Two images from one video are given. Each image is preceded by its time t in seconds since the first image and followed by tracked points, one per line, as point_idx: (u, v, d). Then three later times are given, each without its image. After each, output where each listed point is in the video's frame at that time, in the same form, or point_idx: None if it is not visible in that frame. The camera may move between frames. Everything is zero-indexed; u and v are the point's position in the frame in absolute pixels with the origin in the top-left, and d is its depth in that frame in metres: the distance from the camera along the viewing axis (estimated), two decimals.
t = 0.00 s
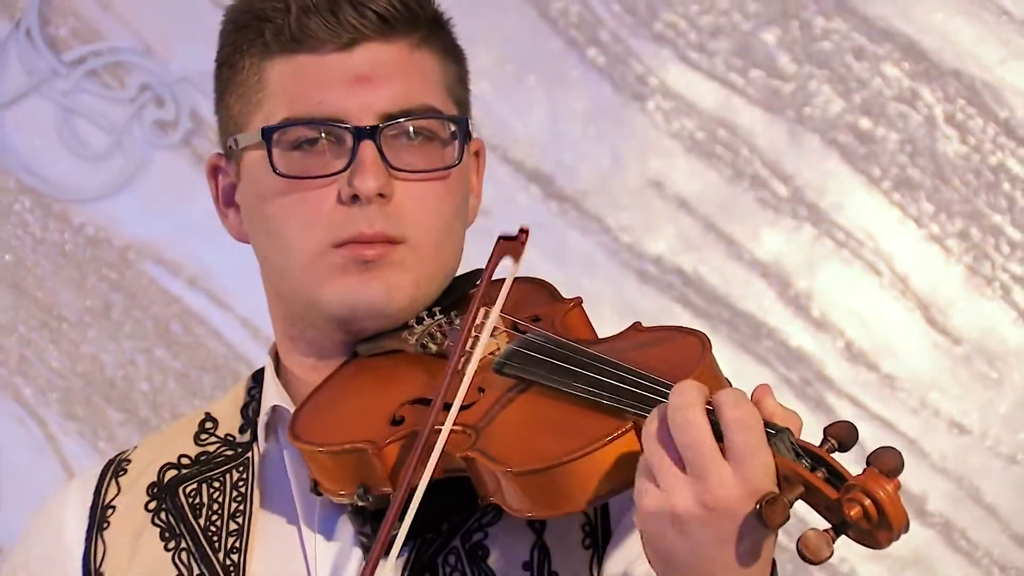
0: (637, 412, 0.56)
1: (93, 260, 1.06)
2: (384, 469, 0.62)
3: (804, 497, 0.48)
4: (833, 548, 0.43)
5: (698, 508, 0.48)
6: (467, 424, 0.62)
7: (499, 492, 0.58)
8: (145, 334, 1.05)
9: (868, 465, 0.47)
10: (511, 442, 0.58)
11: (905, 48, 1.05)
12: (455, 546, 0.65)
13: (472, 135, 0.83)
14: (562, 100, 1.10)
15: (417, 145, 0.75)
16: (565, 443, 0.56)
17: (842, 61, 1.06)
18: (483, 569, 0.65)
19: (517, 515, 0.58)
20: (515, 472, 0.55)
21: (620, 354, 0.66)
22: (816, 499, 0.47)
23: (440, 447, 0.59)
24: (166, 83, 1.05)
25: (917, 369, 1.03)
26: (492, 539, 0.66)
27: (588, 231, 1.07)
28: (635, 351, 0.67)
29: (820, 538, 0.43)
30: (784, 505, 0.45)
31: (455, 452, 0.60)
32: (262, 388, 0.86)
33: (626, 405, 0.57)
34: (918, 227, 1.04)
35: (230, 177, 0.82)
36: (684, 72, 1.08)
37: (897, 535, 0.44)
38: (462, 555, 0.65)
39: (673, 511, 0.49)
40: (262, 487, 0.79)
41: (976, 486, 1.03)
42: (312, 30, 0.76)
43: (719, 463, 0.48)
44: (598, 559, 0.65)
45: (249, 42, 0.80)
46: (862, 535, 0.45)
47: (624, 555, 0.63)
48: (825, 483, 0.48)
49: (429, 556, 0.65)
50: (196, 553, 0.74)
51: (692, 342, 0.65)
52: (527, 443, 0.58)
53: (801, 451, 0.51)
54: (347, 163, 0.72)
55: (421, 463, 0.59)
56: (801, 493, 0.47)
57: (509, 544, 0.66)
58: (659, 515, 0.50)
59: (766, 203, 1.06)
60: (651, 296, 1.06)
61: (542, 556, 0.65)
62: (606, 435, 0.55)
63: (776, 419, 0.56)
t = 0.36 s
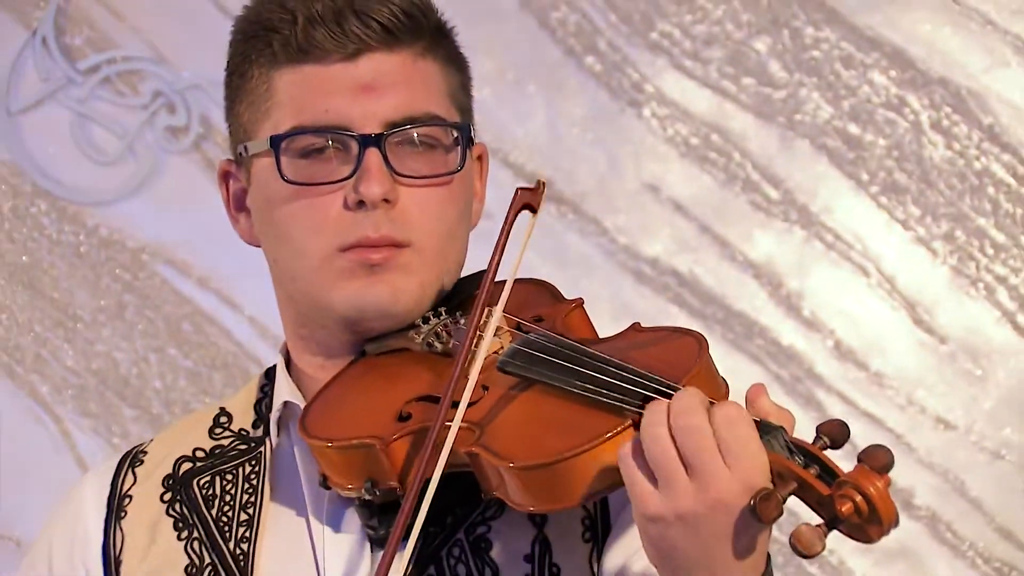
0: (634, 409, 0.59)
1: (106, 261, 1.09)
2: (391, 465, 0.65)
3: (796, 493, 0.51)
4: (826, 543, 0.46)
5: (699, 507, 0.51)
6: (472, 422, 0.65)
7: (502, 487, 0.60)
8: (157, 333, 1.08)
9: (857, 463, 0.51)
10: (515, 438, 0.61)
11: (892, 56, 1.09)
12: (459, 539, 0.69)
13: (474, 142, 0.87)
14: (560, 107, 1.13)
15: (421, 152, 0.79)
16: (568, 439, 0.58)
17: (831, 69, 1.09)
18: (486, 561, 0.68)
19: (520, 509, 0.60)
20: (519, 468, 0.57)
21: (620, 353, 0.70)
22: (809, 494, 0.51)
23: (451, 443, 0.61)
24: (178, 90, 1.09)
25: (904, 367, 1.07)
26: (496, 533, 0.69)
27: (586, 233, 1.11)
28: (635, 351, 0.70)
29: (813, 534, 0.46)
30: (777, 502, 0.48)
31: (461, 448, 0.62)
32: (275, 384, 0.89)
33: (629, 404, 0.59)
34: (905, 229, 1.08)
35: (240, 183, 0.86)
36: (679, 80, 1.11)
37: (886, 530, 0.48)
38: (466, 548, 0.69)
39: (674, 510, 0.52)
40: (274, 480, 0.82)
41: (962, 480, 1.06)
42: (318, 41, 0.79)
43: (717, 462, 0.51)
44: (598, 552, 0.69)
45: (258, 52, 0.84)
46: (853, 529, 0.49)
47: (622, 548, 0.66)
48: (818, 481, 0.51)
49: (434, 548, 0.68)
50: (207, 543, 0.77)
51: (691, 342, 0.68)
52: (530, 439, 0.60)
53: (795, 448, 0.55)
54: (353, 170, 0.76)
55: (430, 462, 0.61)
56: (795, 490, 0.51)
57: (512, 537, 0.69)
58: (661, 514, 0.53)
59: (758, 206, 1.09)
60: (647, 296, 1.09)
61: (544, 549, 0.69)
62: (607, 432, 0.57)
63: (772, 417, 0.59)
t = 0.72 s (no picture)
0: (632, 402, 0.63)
1: (119, 261, 1.13)
2: (396, 458, 0.68)
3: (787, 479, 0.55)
4: (814, 527, 0.49)
5: (694, 497, 0.55)
6: (475, 415, 0.68)
7: (502, 478, 0.63)
8: (168, 331, 1.12)
9: (847, 451, 0.53)
10: (515, 431, 0.64)
11: (881, 63, 1.12)
12: (462, 529, 0.72)
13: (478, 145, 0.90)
14: (559, 112, 1.17)
15: (425, 153, 0.82)
16: (565, 433, 0.61)
17: (822, 75, 1.13)
18: (489, 550, 0.71)
19: (520, 499, 0.63)
20: (519, 459, 0.61)
21: (617, 347, 0.73)
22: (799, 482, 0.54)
23: (452, 437, 0.64)
24: (188, 96, 1.12)
25: (891, 364, 1.11)
26: (497, 523, 0.72)
27: (584, 234, 1.14)
28: (631, 344, 0.73)
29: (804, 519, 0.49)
30: (768, 488, 0.52)
31: (463, 440, 0.65)
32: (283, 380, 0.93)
33: (623, 395, 0.64)
34: (893, 231, 1.11)
35: (250, 183, 0.89)
36: (674, 86, 1.15)
37: (875, 515, 0.50)
38: (468, 536, 0.72)
39: (670, 500, 0.56)
40: (283, 472, 0.85)
41: (948, 474, 1.10)
42: (327, 45, 0.83)
43: (710, 455, 0.55)
44: (597, 541, 0.72)
45: (268, 57, 0.88)
46: (843, 515, 0.52)
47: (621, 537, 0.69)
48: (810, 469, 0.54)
49: (438, 538, 0.72)
50: (218, 534, 0.80)
51: (686, 337, 0.71)
52: (530, 432, 0.63)
53: (786, 437, 0.58)
54: (359, 170, 0.79)
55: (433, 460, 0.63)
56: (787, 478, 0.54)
57: (514, 526, 0.72)
58: (657, 503, 0.56)
59: (750, 208, 1.12)
60: (643, 296, 1.13)
61: (545, 539, 0.72)
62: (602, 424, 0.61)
63: (761, 406, 0.62)
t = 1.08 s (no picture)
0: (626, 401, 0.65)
1: (130, 262, 1.16)
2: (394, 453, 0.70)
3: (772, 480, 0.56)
4: (796, 528, 0.50)
5: (676, 489, 0.57)
6: (472, 413, 0.71)
7: (499, 475, 0.66)
8: (178, 329, 1.15)
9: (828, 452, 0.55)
10: (509, 430, 0.67)
11: (868, 71, 1.16)
12: (461, 522, 0.76)
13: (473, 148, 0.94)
14: (556, 117, 1.20)
15: (422, 157, 0.85)
16: (557, 432, 0.64)
17: (811, 81, 1.16)
18: (487, 542, 0.75)
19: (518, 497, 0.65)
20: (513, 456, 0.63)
21: (609, 347, 0.77)
22: (783, 482, 0.55)
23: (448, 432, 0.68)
24: (198, 102, 1.16)
25: (878, 361, 1.14)
26: (495, 515, 0.76)
27: (581, 236, 1.18)
28: (622, 345, 0.77)
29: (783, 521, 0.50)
30: (752, 489, 0.53)
31: (459, 437, 0.69)
32: (291, 377, 0.97)
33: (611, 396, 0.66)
34: (880, 233, 1.15)
35: (255, 188, 0.93)
36: (668, 92, 1.18)
37: (853, 514, 0.52)
38: (468, 530, 0.76)
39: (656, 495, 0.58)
40: (289, 468, 0.88)
41: (933, 468, 1.14)
42: (327, 54, 0.87)
43: (697, 454, 0.56)
44: (591, 534, 0.76)
45: (270, 65, 0.91)
46: (824, 515, 0.53)
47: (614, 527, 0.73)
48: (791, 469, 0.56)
49: (438, 531, 0.76)
50: (227, 526, 0.84)
51: (674, 336, 0.75)
52: (524, 429, 0.66)
53: (770, 439, 0.60)
54: (359, 173, 0.82)
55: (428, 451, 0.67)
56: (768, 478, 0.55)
57: (510, 519, 0.76)
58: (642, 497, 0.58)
59: (741, 211, 1.16)
60: (638, 295, 1.16)
61: (540, 531, 0.75)
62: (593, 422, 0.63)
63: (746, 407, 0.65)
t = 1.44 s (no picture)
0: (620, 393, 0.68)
1: (141, 262, 1.20)
2: (396, 446, 0.74)
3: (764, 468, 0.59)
4: (789, 514, 0.53)
5: (675, 481, 0.60)
6: (470, 406, 0.74)
7: (497, 465, 0.69)
8: (186, 327, 1.19)
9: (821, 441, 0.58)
10: (507, 422, 0.70)
11: (856, 76, 1.20)
12: (460, 514, 0.78)
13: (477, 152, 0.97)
14: (553, 121, 1.24)
15: (427, 160, 0.89)
16: (554, 425, 0.67)
17: (801, 87, 1.20)
18: (485, 534, 0.78)
19: (514, 485, 0.69)
20: (511, 447, 0.66)
21: (604, 343, 0.80)
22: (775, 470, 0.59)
23: (450, 426, 0.70)
24: (206, 106, 1.20)
25: (866, 358, 1.18)
26: (494, 507, 0.78)
27: (578, 236, 1.21)
28: (616, 341, 0.80)
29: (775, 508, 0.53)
30: (745, 477, 0.56)
31: (460, 429, 0.71)
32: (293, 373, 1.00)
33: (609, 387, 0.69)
34: (868, 233, 1.18)
35: (263, 188, 0.97)
36: (662, 97, 1.22)
37: (845, 501, 0.54)
38: (467, 522, 0.78)
39: (656, 486, 0.61)
40: (292, 461, 0.91)
41: (920, 461, 1.17)
42: (337, 58, 0.90)
43: (693, 444, 0.60)
44: (587, 526, 0.78)
45: (280, 68, 0.95)
46: (816, 501, 0.56)
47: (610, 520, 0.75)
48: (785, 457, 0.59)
49: (438, 522, 0.78)
50: (231, 520, 0.87)
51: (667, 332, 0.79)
52: (522, 422, 0.69)
53: (763, 428, 0.63)
54: (366, 175, 0.86)
55: (430, 444, 0.70)
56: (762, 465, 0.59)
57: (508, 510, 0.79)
58: (642, 490, 0.61)
59: (734, 212, 1.20)
60: (634, 293, 1.20)
61: (537, 523, 0.78)
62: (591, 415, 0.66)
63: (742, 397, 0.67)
